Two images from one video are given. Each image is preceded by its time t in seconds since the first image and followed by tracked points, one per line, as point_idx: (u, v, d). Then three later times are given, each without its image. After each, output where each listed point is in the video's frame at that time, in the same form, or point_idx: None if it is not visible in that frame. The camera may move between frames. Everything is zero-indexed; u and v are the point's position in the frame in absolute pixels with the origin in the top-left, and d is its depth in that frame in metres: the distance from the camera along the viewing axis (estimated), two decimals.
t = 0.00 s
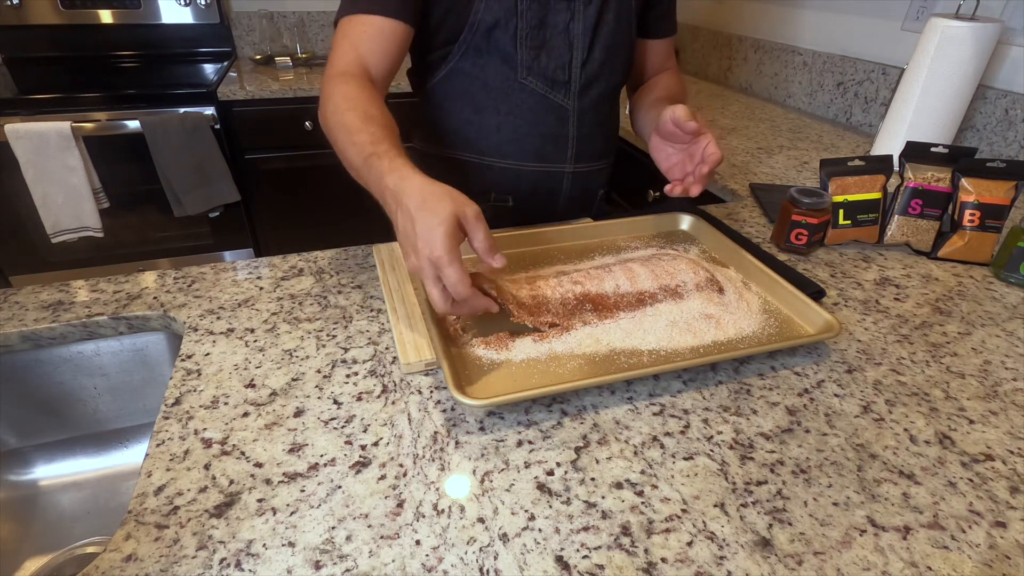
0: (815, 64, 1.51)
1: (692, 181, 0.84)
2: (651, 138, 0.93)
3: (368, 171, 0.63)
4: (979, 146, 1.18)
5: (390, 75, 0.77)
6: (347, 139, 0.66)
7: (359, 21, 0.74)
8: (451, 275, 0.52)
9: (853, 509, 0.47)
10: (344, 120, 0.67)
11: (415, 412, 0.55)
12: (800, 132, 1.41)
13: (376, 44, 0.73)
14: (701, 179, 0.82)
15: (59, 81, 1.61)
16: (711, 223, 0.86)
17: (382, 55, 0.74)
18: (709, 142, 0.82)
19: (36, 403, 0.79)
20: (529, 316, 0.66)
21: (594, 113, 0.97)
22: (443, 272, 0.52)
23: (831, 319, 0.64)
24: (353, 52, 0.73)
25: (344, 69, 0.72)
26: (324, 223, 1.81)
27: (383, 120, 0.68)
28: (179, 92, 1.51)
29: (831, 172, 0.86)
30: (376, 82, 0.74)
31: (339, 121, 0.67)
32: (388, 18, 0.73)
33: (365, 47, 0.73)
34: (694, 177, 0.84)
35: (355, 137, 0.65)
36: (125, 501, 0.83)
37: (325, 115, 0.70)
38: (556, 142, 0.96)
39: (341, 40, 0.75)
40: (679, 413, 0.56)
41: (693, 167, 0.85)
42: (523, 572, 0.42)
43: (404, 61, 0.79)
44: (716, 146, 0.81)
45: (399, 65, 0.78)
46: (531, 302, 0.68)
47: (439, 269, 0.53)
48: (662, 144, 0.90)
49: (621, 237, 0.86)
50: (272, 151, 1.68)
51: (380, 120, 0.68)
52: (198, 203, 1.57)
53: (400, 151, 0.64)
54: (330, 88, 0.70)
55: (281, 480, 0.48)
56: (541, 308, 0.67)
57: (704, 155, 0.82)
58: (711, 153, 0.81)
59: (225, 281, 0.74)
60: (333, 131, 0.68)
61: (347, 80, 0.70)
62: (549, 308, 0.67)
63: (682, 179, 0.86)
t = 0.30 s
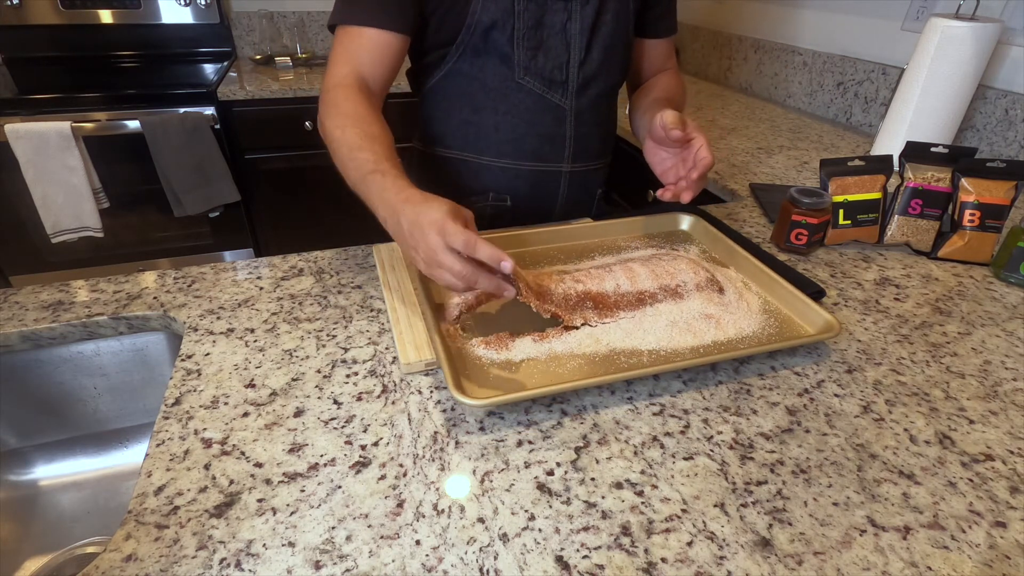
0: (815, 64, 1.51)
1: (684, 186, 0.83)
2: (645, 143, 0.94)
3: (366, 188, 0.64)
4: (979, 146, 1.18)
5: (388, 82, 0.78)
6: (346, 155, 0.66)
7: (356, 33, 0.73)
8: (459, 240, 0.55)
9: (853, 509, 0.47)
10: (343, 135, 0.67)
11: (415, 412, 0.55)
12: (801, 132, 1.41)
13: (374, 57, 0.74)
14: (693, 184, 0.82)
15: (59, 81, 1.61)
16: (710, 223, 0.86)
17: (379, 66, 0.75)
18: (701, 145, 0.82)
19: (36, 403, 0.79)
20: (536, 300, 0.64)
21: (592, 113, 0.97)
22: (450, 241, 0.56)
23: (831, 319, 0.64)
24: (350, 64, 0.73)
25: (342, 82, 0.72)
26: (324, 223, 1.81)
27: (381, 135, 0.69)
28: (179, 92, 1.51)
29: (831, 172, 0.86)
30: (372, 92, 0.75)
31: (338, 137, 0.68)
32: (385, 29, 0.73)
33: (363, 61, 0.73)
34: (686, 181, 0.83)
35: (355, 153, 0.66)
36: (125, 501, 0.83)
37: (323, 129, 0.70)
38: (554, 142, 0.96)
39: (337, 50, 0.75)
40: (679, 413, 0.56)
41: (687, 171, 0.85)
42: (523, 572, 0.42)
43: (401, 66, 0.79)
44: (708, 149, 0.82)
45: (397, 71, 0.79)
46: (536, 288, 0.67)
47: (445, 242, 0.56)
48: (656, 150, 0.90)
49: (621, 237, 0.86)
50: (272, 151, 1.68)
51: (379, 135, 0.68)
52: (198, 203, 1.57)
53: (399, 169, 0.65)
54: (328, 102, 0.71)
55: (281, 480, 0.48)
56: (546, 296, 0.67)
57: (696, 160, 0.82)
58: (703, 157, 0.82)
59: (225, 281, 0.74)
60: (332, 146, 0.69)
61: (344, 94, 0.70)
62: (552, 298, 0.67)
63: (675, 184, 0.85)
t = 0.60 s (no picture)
0: (815, 64, 1.51)
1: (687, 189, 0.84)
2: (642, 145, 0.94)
3: (347, 195, 0.63)
4: (979, 146, 1.18)
5: (372, 81, 0.77)
6: (327, 163, 0.65)
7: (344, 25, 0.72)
8: (468, 223, 0.55)
9: (853, 509, 0.47)
10: (331, 140, 0.66)
11: (415, 412, 0.55)
12: (801, 132, 1.41)
13: (360, 54, 0.73)
14: (693, 186, 0.82)
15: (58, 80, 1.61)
16: (710, 223, 0.86)
17: (364, 64, 0.74)
18: (697, 144, 0.82)
19: (35, 403, 0.79)
20: (533, 307, 0.67)
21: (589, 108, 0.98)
22: (457, 225, 0.56)
23: (831, 319, 0.64)
24: (336, 58, 0.72)
25: (327, 77, 0.71)
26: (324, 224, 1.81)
27: (367, 150, 0.68)
28: (179, 92, 1.51)
29: (831, 172, 0.86)
30: (355, 91, 0.74)
31: (323, 141, 0.66)
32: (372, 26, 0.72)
33: (347, 55, 0.72)
34: (687, 182, 0.84)
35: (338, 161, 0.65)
36: (125, 501, 0.84)
37: (304, 127, 0.68)
38: (552, 139, 0.96)
39: (320, 39, 0.73)
40: (679, 413, 0.56)
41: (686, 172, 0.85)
42: (523, 572, 0.42)
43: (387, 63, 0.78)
44: (705, 147, 0.82)
45: (383, 68, 0.78)
46: (536, 293, 0.69)
47: (451, 226, 0.56)
48: (653, 152, 0.91)
49: (621, 237, 0.86)
50: (272, 151, 1.68)
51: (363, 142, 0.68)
52: (198, 203, 1.57)
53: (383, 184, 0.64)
54: (310, 97, 0.69)
55: (281, 480, 0.48)
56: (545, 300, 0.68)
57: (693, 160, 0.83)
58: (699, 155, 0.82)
59: (225, 281, 0.74)
60: (311, 146, 0.67)
61: (329, 92, 0.69)
62: (553, 301, 0.68)
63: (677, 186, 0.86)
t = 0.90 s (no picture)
0: (815, 64, 1.51)
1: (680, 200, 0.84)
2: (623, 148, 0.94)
3: (362, 177, 0.61)
4: (979, 146, 1.18)
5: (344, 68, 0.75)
6: (326, 148, 0.62)
7: (310, 11, 0.70)
8: (514, 192, 0.56)
9: (853, 509, 0.47)
10: (324, 125, 0.64)
11: (415, 412, 0.55)
12: (801, 132, 1.41)
13: (330, 39, 0.70)
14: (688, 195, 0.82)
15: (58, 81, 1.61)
16: (709, 223, 0.86)
17: (333, 49, 0.71)
18: (683, 154, 0.82)
19: (34, 404, 0.79)
20: (547, 290, 0.70)
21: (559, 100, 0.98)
22: (502, 192, 0.57)
23: (831, 319, 0.64)
24: (304, 43, 0.68)
25: (301, 63, 0.67)
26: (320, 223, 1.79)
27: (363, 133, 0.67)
28: (178, 92, 1.51)
29: (831, 172, 0.86)
30: (330, 76, 0.71)
31: (315, 127, 0.63)
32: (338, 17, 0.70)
33: (316, 40, 0.69)
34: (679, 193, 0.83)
35: (339, 145, 0.62)
36: (124, 501, 0.84)
37: (287, 116, 0.65)
38: (526, 132, 0.97)
39: (283, 28, 0.70)
40: (679, 413, 0.56)
41: (675, 181, 0.84)
42: (523, 572, 0.42)
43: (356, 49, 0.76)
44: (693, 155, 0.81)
45: (352, 55, 0.75)
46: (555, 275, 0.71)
47: (496, 194, 0.56)
48: (636, 162, 0.90)
49: (621, 238, 0.86)
50: (271, 151, 1.67)
51: (352, 124, 0.65)
52: (198, 203, 1.57)
53: (389, 166, 0.63)
54: (287, 84, 0.65)
55: (281, 480, 0.48)
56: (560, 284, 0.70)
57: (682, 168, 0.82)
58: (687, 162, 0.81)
59: (225, 281, 0.74)
60: (300, 134, 0.64)
61: (310, 78, 0.66)
62: (568, 287, 0.70)
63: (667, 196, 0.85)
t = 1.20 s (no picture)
0: (815, 65, 1.51)
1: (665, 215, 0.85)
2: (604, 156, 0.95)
3: (402, 152, 0.61)
4: (979, 146, 1.18)
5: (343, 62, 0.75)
6: (357, 129, 0.62)
7: (304, 9, 0.70)
8: (570, 150, 0.59)
9: (853, 509, 0.47)
10: (346, 106, 0.63)
11: (415, 412, 0.55)
12: (800, 132, 1.41)
13: (327, 31, 0.71)
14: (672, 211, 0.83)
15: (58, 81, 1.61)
16: (708, 222, 0.87)
17: (332, 39, 0.71)
18: (668, 172, 0.83)
19: (34, 404, 0.79)
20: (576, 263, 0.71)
21: (534, 96, 0.98)
22: (558, 154, 0.60)
23: (833, 320, 0.63)
24: (303, 38, 0.69)
25: (307, 56, 0.67)
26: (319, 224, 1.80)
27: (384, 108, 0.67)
28: (178, 91, 1.51)
29: (831, 172, 0.86)
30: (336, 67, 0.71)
31: (338, 111, 0.63)
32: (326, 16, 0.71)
33: (316, 33, 0.69)
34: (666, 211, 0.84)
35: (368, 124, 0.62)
36: (124, 501, 0.84)
37: (307, 108, 0.64)
38: (502, 131, 0.96)
39: (279, 28, 0.70)
40: (679, 413, 0.56)
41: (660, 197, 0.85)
42: (523, 572, 0.42)
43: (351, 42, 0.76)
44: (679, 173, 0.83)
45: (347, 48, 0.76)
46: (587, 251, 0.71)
47: (552, 152, 0.60)
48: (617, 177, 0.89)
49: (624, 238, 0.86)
50: (272, 151, 1.68)
51: (369, 103, 0.66)
52: (198, 202, 1.57)
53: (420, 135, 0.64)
54: (298, 78, 0.65)
55: (281, 480, 0.48)
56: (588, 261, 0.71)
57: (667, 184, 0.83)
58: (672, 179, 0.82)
59: (225, 281, 0.74)
60: (323, 122, 0.63)
61: (321, 67, 0.66)
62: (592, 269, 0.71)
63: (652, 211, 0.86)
